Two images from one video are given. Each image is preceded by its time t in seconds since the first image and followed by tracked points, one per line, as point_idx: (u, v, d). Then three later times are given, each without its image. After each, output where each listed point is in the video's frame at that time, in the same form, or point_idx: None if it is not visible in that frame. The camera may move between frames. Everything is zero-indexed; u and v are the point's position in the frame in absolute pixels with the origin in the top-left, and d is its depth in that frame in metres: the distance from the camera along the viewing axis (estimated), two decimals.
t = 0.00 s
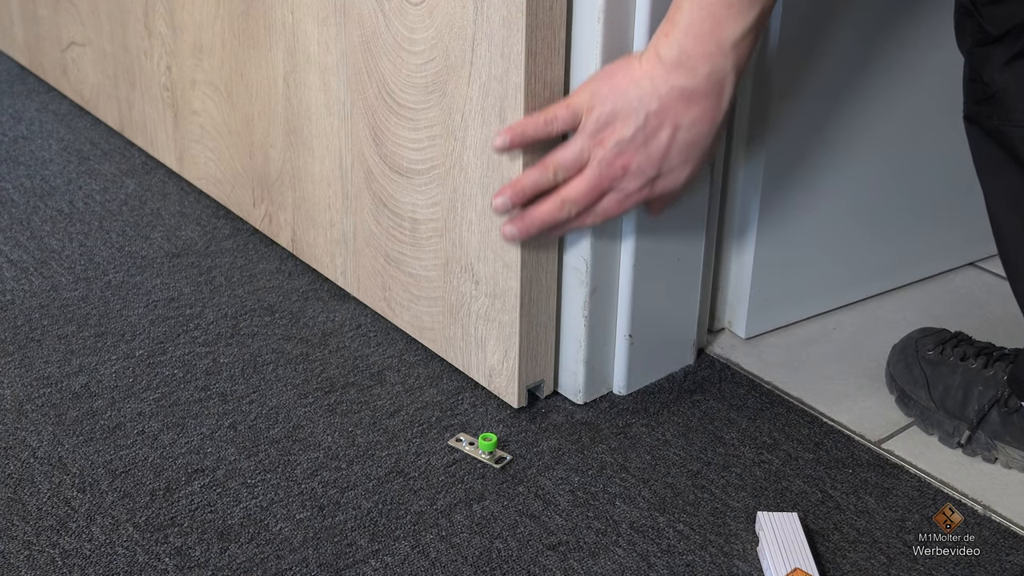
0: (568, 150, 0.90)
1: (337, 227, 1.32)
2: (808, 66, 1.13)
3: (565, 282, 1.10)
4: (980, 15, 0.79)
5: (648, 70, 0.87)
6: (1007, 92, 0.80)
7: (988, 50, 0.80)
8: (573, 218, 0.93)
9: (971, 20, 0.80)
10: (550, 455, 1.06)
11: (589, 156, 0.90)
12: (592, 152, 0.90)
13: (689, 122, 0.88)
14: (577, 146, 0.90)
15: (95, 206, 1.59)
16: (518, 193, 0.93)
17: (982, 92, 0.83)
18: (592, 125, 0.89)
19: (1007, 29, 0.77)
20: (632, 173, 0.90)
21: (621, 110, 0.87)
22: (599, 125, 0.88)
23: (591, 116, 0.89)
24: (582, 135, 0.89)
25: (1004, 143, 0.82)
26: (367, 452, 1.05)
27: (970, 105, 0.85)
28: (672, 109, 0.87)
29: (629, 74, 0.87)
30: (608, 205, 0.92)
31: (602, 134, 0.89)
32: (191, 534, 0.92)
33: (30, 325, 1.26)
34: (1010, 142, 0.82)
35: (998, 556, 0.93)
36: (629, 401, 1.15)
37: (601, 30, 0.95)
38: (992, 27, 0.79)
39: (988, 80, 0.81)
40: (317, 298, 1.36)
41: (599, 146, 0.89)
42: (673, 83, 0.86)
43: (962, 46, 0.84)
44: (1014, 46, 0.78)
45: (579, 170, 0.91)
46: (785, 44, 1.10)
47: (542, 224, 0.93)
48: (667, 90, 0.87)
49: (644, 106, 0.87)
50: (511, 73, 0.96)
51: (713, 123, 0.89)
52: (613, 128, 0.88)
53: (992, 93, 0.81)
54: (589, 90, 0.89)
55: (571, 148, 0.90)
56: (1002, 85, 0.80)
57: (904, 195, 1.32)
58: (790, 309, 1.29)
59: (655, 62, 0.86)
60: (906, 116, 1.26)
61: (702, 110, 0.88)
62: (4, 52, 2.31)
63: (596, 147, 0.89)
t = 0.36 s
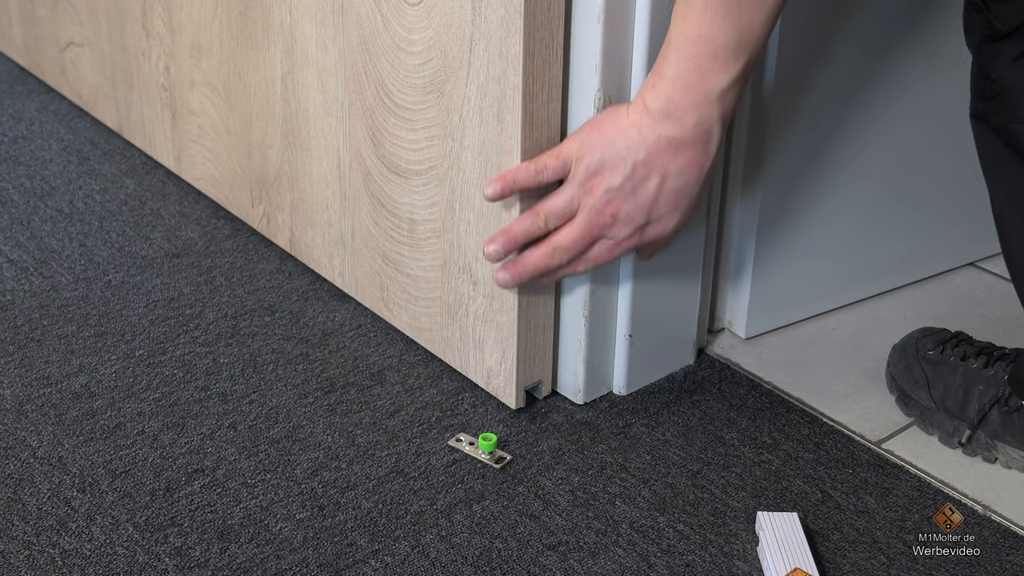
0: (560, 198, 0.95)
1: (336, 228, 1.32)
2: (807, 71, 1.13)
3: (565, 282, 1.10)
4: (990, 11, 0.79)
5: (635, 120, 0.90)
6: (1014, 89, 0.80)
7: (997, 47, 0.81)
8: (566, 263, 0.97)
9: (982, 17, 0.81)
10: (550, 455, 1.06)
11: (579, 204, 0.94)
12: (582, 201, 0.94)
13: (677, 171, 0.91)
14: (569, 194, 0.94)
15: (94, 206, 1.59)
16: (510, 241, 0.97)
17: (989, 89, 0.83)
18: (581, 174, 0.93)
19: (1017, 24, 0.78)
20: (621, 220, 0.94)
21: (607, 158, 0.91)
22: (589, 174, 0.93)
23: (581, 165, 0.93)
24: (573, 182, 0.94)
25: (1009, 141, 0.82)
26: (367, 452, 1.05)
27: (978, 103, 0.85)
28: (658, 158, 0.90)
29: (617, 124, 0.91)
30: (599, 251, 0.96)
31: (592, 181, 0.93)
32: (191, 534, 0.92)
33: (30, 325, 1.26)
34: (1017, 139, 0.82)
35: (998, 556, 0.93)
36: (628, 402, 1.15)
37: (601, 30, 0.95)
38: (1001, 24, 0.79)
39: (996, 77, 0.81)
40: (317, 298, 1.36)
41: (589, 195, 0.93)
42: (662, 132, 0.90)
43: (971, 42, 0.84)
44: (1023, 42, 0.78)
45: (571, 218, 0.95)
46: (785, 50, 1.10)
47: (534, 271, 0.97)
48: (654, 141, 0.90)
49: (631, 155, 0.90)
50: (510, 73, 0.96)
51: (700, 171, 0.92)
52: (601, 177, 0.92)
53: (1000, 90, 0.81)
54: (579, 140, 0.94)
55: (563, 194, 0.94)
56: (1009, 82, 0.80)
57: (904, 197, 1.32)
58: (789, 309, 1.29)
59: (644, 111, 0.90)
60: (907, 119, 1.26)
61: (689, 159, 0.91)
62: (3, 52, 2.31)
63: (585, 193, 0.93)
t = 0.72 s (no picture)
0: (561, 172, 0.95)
1: (335, 228, 1.32)
2: (807, 67, 1.13)
3: (565, 282, 1.10)
4: (985, 13, 0.80)
5: (638, 95, 0.91)
6: (1010, 91, 0.80)
7: (993, 48, 0.81)
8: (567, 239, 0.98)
9: (977, 18, 0.81)
10: (550, 455, 1.06)
11: (581, 180, 0.95)
12: (584, 176, 0.95)
13: (679, 146, 0.93)
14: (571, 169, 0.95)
15: (94, 206, 1.59)
16: (510, 218, 0.97)
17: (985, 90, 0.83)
18: (584, 149, 0.94)
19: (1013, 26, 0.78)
20: (623, 196, 0.95)
21: (610, 132, 0.92)
22: (591, 148, 0.93)
23: (583, 140, 0.94)
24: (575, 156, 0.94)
25: (1007, 142, 0.83)
26: (367, 452, 1.05)
27: (976, 104, 0.85)
28: (662, 133, 0.92)
29: (619, 100, 0.92)
30: (600, 227, 0.98)
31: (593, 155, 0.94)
32: (191, 534, 0.92)
33: (30, 325, 1.26)
34: (1015, 140, 0.82)
35: (998, 556, 0.93)
36: (629, 401, 1.15)
37: (601, 29, 0.95)
38: (997, 25, 0.79)
39: (992, 78, 0.82)
40: (317, 298, 1.36)
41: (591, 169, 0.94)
42: (664, 105, 0.91)
43: (967, 43, 0.85)
44: (1018, 44, 0.79)
45: (572, 194, 0.96)
46: (785, 46, 1.10)
47: (536, 247, 0.97)
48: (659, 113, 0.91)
49: (634, 129, 0.91)
50: (507, 73, 0.96)
51: (702, 146, 0.93)
52: (603, 152, 0.93)
53: (996, 91, 0.82)
54: (580, 115, 0.94)
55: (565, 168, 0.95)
56: (1005, 83, 0.80)
57: (904, 194, 1.31)
58: (789, 308, 1.29)
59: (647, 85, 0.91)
60: (906, 116, 1.26)
61: (693, 133, 0.92)
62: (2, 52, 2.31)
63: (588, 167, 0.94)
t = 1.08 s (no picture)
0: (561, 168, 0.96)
1: (334, 228, 1.32)
2: (807, 65, 1.13)
3: (565, 282, 1.10)
4: (987, 13, 0.79)
5: (639, 91, 0.91)
6: (1012, 91, 0.80)
7: (994, 49, 0.81)
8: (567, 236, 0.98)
9: (978, 19, 0.81)
10: (550, 455, 1.06)
11: (582, 175, 0.96)
12: (585, 172, 0.95)
13: (681, 142, 0.93)
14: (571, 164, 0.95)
15: (94, 206, 1.59)
16: (510, 214, 0.97)
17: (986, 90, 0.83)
18: (584, 145, 0.94)
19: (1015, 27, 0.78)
20: (624, 192, 0.95)
21: (611, 128, 0.93)
22: (592, 143, 0.94)
23: (583, 136, 0.94)
24: (575, 152, 0.95)
25: (1008, 143, 0.82)
26: (367, 453, 1.05)
27: (976, 104, 0.85)
28: (663, 129, 0.92)
29: (620, 96, 0.92)
30: (601, 223, 0.98)
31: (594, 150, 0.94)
32: (191, 534, 0.92)
33: (30, 325, 1.26)
34: (1016, 140, 0.82)
35: (998, 556, 0.93)
36: (628, 401, 1.15)
37: (600, 30, 0.95)
38: (999, 26, 0.79)
39: (994, 78, 0.81)
40: (317, 298, 1.36)
41: (592, 165, 0.95)
42: (665, 102, 0.91)
43: (967, 43, 0.84)
44: (1020, 44, 0.79)
45: (572, 190, 0.97)
46: (785, 44, 1.10)
47: (536, 244, 0.98)
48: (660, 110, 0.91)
49: (635, 125, 0.92)
50: (506, 74, 0.96)
51: (703, 142, 0.94)
52: (604, 149, 0.94)
53: (998, 91, 0.82)
54: (581, 111, 0.94)
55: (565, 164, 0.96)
56: (1007, 84, 0.80)
57: (904, 193, 1.31)
58: (789, 308, 1.29)
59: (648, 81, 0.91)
60: (907, 114, 1.26)
61: (694, 130, 0.93)
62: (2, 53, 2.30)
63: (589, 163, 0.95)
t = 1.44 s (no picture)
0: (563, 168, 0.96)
1: (335, 228, 1.32)
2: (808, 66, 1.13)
3: (565, 282, 1.10)
4: (988, 13, 0.80)
5: (641, 92, 0.92)
6: (1012, 91, 0.80)
7: (995, 49, 0.81)
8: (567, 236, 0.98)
9: (978, 19, 0.81)
10: (550, 455, 1.06)
11: (583, 176, 0.96)
12: (586, 172, 0.95)
13: (683, 143, 0.93)
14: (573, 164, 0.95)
15: (94, 206, 1.59)
16: (512, 214, 0.97)
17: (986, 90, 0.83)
18: (586, 146, 0.94)
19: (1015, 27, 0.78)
20: (625, 192, 0.95)
21: (613, 127, 0.93)
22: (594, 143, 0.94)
23: (585, 136, 0.94)
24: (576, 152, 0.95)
25: (1008, 142, 0.83)
26: (367, 453, 1.05)
27: (976, 104, 0.85)
28: (664, 129, 0.92)
29: (623, 96, 0.92)
30: (602, 224, 0.98)
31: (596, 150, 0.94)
32: (191, 534, 0.92)
33: (30, 325, 1.26)
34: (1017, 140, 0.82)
35: (998, 556, 0.93)
36: (629, 401, 1.15)
37: (600, 29, 0.95)
38: (999, 26, 0.79)
39: (994, 79, 0.82)
40: (317, 298, 1.36)
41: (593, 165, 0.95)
42: (667, 102, 0.91)
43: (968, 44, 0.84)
44: (1020, 44, 0.79)
45: (573, 191, 0.97)
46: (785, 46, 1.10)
47: (537, 244, 0.98)
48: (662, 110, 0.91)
49: (637, 125, 0.92)
50: (507, 73, 0.96)
51: (705, 143, 0.94)
52: (605, 149, 0.94)
53: (998, 92, 0.82)
54: (583, 112, 0.94)
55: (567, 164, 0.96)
56: (1008, 84, 0.80)
57: (904, 193, 1.31)
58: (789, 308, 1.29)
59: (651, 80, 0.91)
60: (907, 115, 1.26)
61: (695, 130, 0.93)
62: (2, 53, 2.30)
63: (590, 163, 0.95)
